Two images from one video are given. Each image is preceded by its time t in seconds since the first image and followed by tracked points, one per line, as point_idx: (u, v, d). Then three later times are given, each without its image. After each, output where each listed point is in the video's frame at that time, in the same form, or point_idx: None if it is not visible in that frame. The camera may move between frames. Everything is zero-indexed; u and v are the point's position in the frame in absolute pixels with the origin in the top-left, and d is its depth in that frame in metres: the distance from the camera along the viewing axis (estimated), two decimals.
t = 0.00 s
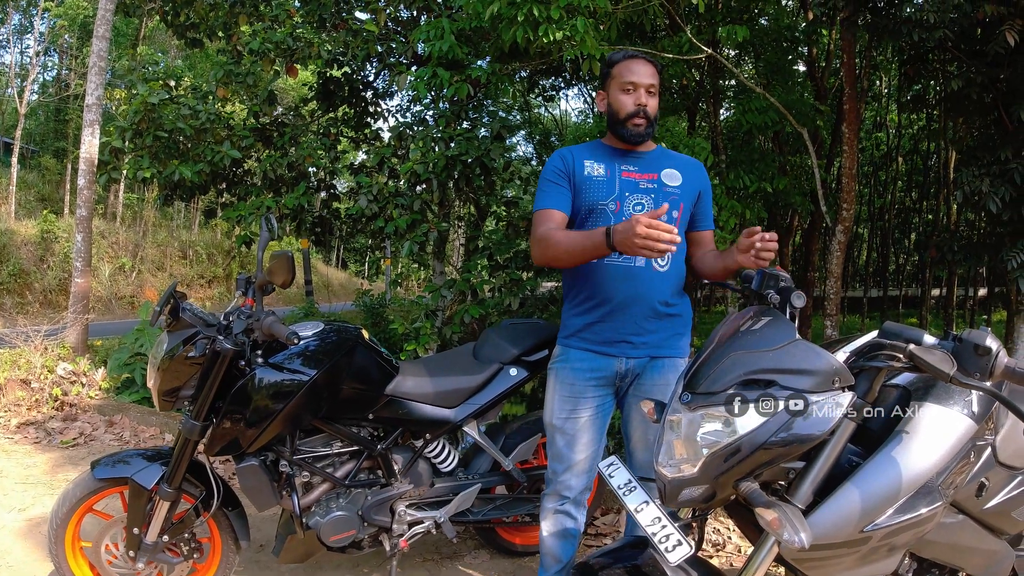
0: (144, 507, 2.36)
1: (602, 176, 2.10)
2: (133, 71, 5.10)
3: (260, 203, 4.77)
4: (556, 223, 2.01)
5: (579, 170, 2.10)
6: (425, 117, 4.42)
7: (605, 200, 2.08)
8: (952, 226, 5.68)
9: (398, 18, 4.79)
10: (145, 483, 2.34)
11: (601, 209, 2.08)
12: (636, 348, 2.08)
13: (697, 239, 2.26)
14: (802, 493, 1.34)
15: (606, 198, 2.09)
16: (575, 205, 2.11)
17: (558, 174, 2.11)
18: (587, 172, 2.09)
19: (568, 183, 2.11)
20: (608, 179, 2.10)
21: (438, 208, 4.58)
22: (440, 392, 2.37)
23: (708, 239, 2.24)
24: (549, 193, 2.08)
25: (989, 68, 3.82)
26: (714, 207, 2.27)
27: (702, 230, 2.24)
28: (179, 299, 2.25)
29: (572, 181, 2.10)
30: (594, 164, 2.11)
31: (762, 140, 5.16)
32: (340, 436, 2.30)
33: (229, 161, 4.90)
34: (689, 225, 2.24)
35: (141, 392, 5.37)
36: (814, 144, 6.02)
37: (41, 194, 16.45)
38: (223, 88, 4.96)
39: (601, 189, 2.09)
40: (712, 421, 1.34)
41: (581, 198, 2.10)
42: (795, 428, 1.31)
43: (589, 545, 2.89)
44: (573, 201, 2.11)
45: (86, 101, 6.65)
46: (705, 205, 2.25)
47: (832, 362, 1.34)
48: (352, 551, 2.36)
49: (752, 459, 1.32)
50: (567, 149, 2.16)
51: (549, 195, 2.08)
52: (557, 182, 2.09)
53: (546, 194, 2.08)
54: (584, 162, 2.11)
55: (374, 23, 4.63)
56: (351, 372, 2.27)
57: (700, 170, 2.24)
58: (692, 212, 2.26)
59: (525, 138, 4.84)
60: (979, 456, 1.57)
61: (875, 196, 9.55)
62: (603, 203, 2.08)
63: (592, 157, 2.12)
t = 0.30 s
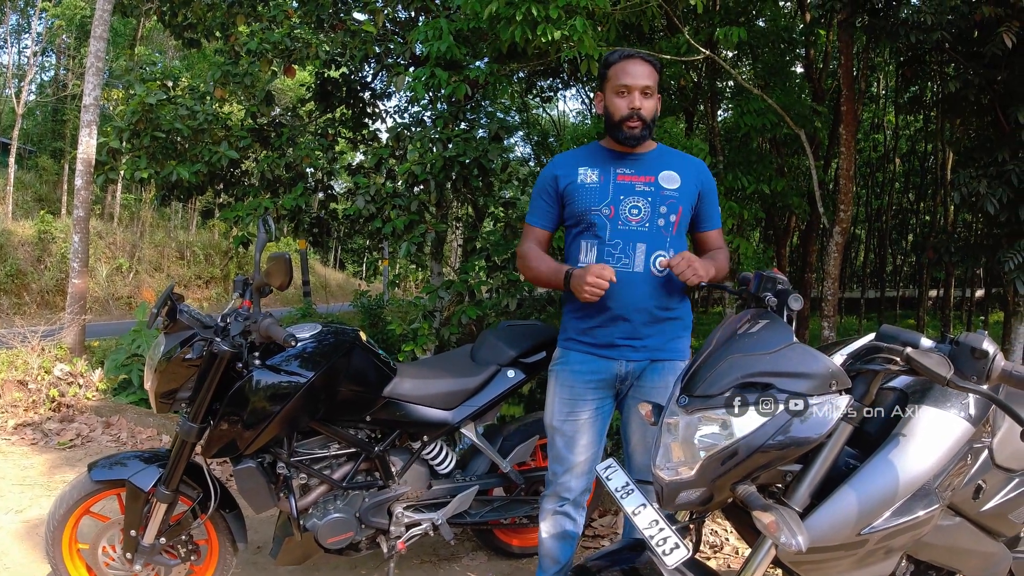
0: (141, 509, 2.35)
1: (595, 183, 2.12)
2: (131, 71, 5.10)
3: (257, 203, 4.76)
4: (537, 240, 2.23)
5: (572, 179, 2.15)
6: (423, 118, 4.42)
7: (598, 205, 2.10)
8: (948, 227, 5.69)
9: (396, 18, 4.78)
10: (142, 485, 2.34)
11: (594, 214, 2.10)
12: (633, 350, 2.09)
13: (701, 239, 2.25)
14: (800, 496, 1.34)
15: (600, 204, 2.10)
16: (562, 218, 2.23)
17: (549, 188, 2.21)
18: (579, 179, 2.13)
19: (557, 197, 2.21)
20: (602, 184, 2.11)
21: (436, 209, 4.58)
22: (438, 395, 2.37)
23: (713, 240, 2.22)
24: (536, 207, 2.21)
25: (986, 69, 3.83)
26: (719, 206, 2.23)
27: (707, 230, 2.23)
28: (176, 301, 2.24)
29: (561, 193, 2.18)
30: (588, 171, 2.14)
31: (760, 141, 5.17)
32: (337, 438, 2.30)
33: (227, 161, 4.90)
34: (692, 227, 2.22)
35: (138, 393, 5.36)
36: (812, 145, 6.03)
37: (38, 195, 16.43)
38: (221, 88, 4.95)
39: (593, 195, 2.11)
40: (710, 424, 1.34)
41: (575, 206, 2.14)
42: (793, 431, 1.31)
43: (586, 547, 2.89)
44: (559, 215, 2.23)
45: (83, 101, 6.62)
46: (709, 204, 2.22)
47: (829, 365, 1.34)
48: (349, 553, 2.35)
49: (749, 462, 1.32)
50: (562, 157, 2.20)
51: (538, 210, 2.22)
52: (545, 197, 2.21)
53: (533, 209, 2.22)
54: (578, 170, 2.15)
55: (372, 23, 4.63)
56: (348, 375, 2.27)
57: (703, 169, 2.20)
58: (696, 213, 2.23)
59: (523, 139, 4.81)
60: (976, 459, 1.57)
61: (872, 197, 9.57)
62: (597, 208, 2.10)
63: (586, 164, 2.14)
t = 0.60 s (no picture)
0: (140, 511, 2.35)
1: (593, 185, 2.18)
2: (131, 72, 5.11)
3: (256, 204, 4.76)
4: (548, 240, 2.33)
5: (574, 183, 2.25)
6: (423, 119, 4.42)
7: (593, 207, 2.15)
8: (948, 227, 5.69)
9: (395, 19, 4.79)
10: (141, 487, 2.33)
11: (590, 216, 2.16)
12: (628, 352, 2.09)
13: (707, 241, 2.17)
14: (797, 498, 1.34)
15: (595, 206, 2.16)
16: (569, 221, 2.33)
17: (556, 192, 2.32)
18: (579, 183, 2.21)
19: (563, 200, 2.31)
20: (599, 187, 2.17)
21: (436, 210, 4.58)
22: (435, 396, 2.37)
23: (720, 242, 2.13)
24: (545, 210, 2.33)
25: (985, 70, 3.83)
26: (726, 206, 2.14)
27: (712, 232, 2.14)
28: (174, 303, 2.25)
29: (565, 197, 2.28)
30: (588, 174, 2.21)
31: (759, 142, 5.17)
32: (335, 440, 2.29)
33: (226, 162, 4.90)
34: (695, 228, 2.15)
35: (137, 395, 5.36)
36: (812, 145, 6.03)
37: (38, 196, 16.42)
38: (220, 90, 4.96)
39: (590, 198, 2.17)
40: (708, 427, 1.33)
41: (575, 208, 2.22)
42: (791, 433, 1.31)
43: (585, 549, 2.88)
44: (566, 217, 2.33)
45: (82, 103, 6.63)
46: (714, 204, 2.14)
47: (827, 368, 1.34)
48: (348, 555, 2.35)
49: (746, 465, 1.32)
50: (570, 164, 2.31)
51: (548, 213, 2.34)
52: (553, 201, 2.32)
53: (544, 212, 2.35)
54: (579, 174, 2.23)
55: (371, 24, 4.63)
56: (346, 376, 2.27)
57: (706, 169, 2.14)
58: (700, 214, 2.16)
59: (523, 140, 4.77)
60: (974, 461, 1.57)
61: (872, 197, 9.57)
62: (593, 210, 2.16)
63: (587, 167, 2.22)
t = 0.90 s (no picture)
0: (137, 513, 2.35)
1: (592, 187, 2.22)
2: (130, 74, 5.11)
3: (256, 206, 4.76)
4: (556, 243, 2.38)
5: (577, 185, 2.28)
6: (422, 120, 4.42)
7: (592, 208, 2.19)
8: (949, 227, 5.68)
9: (394, 20, 4.79)
10: (138, 489, 2.33)
11: (588, 217, 2.19)
12: (623, 352, 2.10)
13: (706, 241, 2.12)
14: (796, 500, 1.33)
15: (593, 206, 2.19)
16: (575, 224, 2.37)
17: (563, 195, 2.37)
18: (580, 185, 2.25)
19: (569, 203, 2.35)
20: (598, 188, 2.20)
21: (435, 211, 4.58)
22: (432, 397, 2.36)
23: (719, 243, 2.08)
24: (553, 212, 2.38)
25: (985, 69, 3.82)
26: (727, 205, 2.08)
27: (711, 232, 2.09)
28: (172, 305, 2.25)
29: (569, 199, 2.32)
30: (589, 176, 2.25)
31: (758, 142, 5.17)
32: (333, 442, 2.28)
33: (225, 163, 4.90)
34: (693, 228, 2.11)
35: (137, 397, 5.35)
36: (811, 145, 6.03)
37: (37, 198, 16.41)
38: (220, 91, 4.97)
39: (589, 200, 2.21)
40: (705, 428, 1.33)
41: (577, 209, 2.26)
42: (789, 434, 1.30)
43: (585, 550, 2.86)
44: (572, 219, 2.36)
45: (82, 104, 6.63)
46: (714, 204, 2.08)
47: (824, 369, 1.33)
48: (346, 557, 2.34)
49: (743, 467, 1.31)
50: (576, 167, 2.35)
51: (556, 215, 2.39)
52: (560, 203, 2.37)
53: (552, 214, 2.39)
54: (582, 176, 2.27)
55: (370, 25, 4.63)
56: (344, 378, 2.26)
57: (706, 168, 2.09)
58: (699, 214, 2.11)
59: (522, 141, 4.78)
60: (974, 461, 1.57)
61: (871, 197, 9.57)
62: (591, 211, 2.19)
63: (589, 170, 2.26)
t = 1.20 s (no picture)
0: (135, 514, 2.34)
1: (583, 190, 2.20)
2: (129, 75, 5.11)
3: (255, 206, 4.76)
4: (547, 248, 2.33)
5: (565, 190, 2.26)
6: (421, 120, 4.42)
7: (585, 210, 2.16)
8: (948, 226, 5.68)
9: (393, 21, 4.78)
10: (135, 491, 2.32)
11: (582, 219, 2.16)
12: (628, 350, 2.10)
13: (698, 237, 2.15)
14: (793, 501, 1.32)
15: (586, 208, 2.16)
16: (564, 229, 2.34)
17: (550, 201, 2.34)
18: (570, 188, 2.22)
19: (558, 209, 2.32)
20: (589, 190, 2.18)
21: (434, 211, 4.58)
22: (428, 398, 2.35)
23: (710, 237, 2.11)
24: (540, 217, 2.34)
25: (984, 69, 3.81)
26: (714, 201, 2.13)
27: (702, 227, 2.13)
28: (168, 305, 2.25)
29: (558, 204, 2.29)
30: (579, 179, 2.23)
31: (757, 142, 5.17)
32: (331, 443, 2.27)
33: (224, 164, 4.90)
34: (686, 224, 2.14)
35: (136, 398, 5.35)
36: (810, 146, 6.03)
37: (36, 199, 16.39)
38: (218, 92, 4.97)
39: (581, 202, 2.18)
40: (703, 429, 1.32)
41: (568, 213, 2.23)
42: (787, 435, 1.30)
43: (583, 551, 2.85)
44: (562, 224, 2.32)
45: (80, 105, 6.62)
46: (703, 200, 2.12)
47: (822, 369, 1.33)
48: (344, 558, 2.33)
49: (740, 469, 1.30)
50: (562, 172, 2.32)
51: (543, 220, 2.34)
52: (547, 210, 2.34)
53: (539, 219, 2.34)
54: (570, 181, 2.25)
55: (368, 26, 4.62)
56: (342, 379, 2.26)
57: (692, 167, 2.14)
58: (688, 212, 2.15)
59: (521, 142, 4.85)
60: (973, 462, 1.56)
61: (871, 198, 9.57)
62: (584, 212, 2.16)
63: (578, 174, 2.24)
